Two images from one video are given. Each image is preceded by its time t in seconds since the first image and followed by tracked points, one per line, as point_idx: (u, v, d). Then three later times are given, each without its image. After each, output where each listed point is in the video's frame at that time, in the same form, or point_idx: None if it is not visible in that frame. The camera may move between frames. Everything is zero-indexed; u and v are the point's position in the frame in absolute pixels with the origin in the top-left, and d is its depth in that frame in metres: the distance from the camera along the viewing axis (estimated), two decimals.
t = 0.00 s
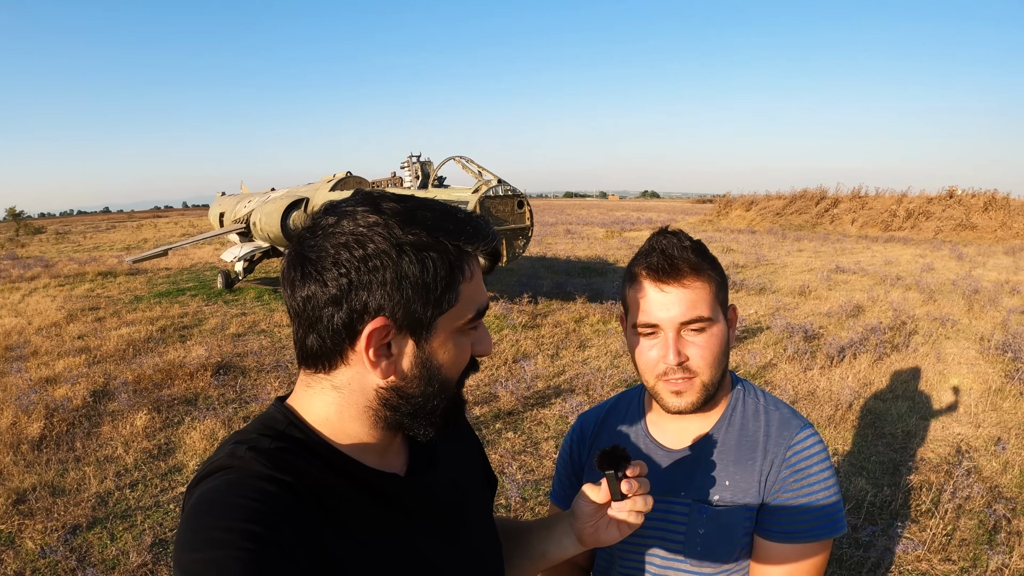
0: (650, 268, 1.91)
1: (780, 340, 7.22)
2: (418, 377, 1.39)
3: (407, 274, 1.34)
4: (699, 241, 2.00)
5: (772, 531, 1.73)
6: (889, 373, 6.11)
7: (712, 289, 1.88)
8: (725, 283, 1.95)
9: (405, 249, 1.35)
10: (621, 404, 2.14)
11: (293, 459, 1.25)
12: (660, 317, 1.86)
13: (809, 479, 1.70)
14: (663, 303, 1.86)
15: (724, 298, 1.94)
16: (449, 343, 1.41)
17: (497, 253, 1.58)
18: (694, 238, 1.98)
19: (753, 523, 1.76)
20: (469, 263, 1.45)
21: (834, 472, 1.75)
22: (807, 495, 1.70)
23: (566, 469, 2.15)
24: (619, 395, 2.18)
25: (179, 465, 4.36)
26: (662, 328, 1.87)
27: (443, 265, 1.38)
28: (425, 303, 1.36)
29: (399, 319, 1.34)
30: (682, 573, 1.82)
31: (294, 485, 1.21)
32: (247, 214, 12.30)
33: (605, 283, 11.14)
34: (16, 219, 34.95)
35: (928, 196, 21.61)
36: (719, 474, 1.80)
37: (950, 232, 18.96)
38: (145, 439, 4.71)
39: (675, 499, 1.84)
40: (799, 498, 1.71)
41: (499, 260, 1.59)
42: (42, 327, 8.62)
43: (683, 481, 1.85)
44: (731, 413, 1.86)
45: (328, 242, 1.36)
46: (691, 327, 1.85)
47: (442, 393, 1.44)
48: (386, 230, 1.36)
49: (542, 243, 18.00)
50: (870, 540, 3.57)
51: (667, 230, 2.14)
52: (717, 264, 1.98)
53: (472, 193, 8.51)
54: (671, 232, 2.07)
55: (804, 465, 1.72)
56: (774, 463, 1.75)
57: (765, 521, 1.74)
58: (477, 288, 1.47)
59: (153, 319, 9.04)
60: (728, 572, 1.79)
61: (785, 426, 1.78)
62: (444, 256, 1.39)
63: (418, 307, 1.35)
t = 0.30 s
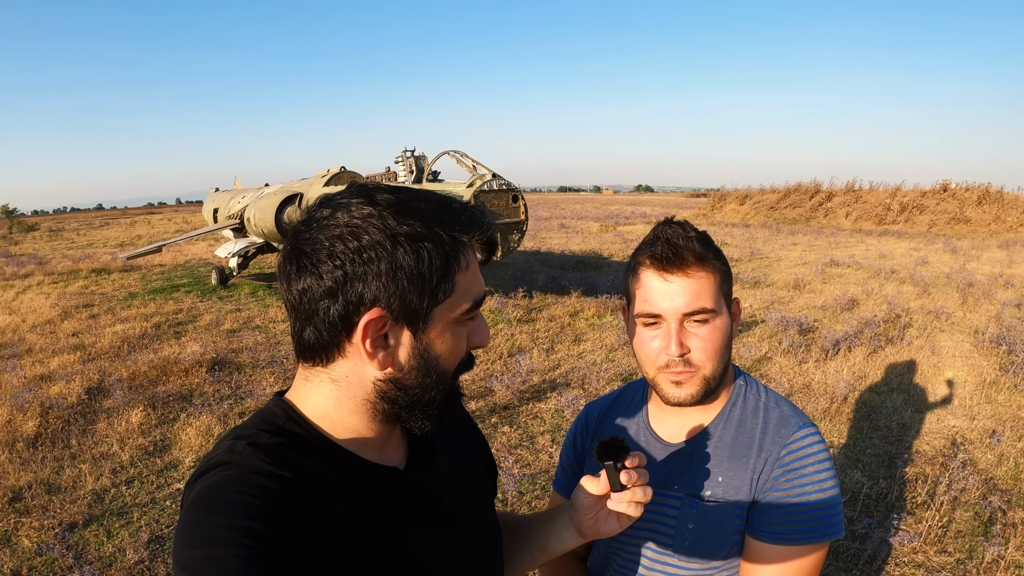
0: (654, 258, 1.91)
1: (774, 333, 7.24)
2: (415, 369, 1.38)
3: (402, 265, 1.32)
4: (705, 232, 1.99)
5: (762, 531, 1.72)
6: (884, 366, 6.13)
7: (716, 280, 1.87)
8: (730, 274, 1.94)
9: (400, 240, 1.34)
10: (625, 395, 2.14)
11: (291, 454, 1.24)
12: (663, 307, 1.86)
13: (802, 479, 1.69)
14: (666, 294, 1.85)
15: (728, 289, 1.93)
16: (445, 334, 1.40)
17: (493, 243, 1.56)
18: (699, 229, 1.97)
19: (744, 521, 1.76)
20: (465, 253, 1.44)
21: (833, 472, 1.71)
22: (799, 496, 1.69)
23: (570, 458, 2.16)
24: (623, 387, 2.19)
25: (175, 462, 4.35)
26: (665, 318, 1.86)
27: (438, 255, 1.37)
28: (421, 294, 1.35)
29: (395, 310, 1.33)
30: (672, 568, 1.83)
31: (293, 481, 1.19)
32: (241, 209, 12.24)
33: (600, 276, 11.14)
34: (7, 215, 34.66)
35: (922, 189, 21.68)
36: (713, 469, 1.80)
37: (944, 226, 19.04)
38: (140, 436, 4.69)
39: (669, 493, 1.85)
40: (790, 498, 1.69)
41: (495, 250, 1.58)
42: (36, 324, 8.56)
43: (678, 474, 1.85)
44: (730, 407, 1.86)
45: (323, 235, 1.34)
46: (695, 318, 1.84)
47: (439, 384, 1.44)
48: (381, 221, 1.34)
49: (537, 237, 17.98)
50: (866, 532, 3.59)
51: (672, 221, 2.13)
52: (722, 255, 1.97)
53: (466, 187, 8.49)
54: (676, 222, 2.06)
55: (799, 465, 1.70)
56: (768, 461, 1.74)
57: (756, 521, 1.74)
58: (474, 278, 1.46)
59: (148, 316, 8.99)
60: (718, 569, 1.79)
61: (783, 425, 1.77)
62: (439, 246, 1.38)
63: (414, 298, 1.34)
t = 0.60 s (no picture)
0: (667, 258, 1.91)
1: (773, 334, 7.25)
2: (422, 367, 1.38)
3: (411, 262, 1.31)
4: (718, 233, 1.99)
5: (766, 535, 1.72)
6: (882, 368, 6.15)
7: (729, 281, 1.86)
8: (743, 275, 1.94)
9: (409, 237, 1.33)
10: (634, 396, 2.15)
11: (296, 452, 1.23)
12: (676, 308, 1.86)
13: (809, 485, 1.69)
14: (678, 294, 1.85)
15: (741, 291, 1.93)
16: (452, 331, 1.39)
17: (501, 241, 1.55)
18: (713, 230, 1.97)
19: (749, 524, 1.76)
20: (473, 251, 1.43)
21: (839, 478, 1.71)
22: (805, 501, 1.69)
23: (575, 459, 2.16)
24: (632, 388, 2.19)
25: (172, 459, 4.34)
26: (677, 318, 1.86)
27: (447, 252, 1.36)
28: (430, 291, 1.34)
29: (404, 307, 1.33)
30: (674, 569, 1.82)
31: (298, 479, 1.18)
32: (239, 206, 12.21)
33: (598, 277, 11.14)
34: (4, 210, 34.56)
35: (920, 192, 21.72)
36: (719, 471, 1.80)
37: (942, 229, 19.08)
38: (138, 433, 4.68)
39: (673, 494, 1.85)
40: (797, 503, 1.69)
41: (503, 249, 1.56)
42: (33, 320, 8.53)
43: (683, 476, 1.85)
44: (739, 411, 1.85)
45: (332, 230, 1.34)
46: (707, 319, 1.84)
47: (445, 382, 1.43)
48: (390, 217, 1.34)
49: (535, 237, 17.98)
50: (864, 534, 3.60)
51: (685, 221, 2.13)
52: (736, 257, 1.97)
53: (465, 186, 8.49)
54: (689, 223, 2.06)
55: (807, 470, 1.70)
56: (776, 465, 1.73)
57: (760, 525, 1.74)
58: (481, 276, 1.45)
59: (145, 312, 8.97)
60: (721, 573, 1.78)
61: (792, 430, 1.77)
62: (448, 243, 1.37)
63: (423, 295, 1.33)
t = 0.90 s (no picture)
0: (667, 260, 1.92)
1: (773, 342, 7.26)
2: (424, 366, 1.38)
3: (415, 261, 1.33)
4: (717, 236, 2.00)
5: (770, 538, 1.71)
6: (882, 376, 6.14)
7: (729, 284, 1.87)
8: (743, 278, 1.95)
9: (414, 236, 1.34)
10: (635, 399, 2.16)
11: (298, 452, 1.24)
12: (675, 310, 1.87)
13: (813, 487, 1.69)
14: (678, 297, 1.86)
15: (741, 294, 1.94)
16: (455, 331, 1.40)
17: (505, 244, 1.56)
18: (712, 233, 1.99)
19: (753, 528, 1.75)
20: (477, 252, 1.45)
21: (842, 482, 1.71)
22: (809, 504, 1.69)
23: (575, 462, 2.16)
24: (633, 392, 2.20)
25: (171, 461, 4.34)
26: (677, 321, 1.87)
27: (451, 252, 1.37)
28: (433, 290, 1.35)
29: (407, 306, 1.33)
30: (678, 573, 1.83)
31: (299, 478, 1.19)
32: (241, 210, 12.24)
33: (598, 283, 11.15)
34: (6, 213, 34.64)
35: (921, 201, 21.75)
36: (722, 474, 1.80)
37: (942, 237, 19.09)
38: (137, 435, 4.67)
39: (677, 497, 1.85)
40: (800, 506, 1.69)
41: (506, 251, 1.57)
42: (34, 322, 8.53)
43: (685, 478, 1.86)
44: (741, 414, 1.86)
45: (337, 228, 1.35)
46: (706, 322, 1.85)
47: (447, 382, 1.44)
48: (395, 216, 1.35)
49: (536, 243, 18.01)
50: (863, 541, 3.59)
51: (685, 225, 2.15)
52: (735, 260, 1.98)
53: (466, 191, 8.52)
54: (689, 227, 2.08)
55: (809, 472, 1.70)
56: (779, 468, 1.74)
57: (763, 528, 1.74)
58: (484, 276, 1.47)
59: (146, 315, 8.97)
60: None
61: (795, 433, 1.77)
62: (452, 243, 1.38)
63: (426, 294, 1.34)
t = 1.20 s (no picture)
0: (663, 261, 1.93)
1: (776, 344, 7.24)
2: (425, 367, 1.39)
3: (416, 262, 1.33)
4: (715, 237, 2.01)
5: (769, 539, 1.71)
6: (886, 377, 6.12)
7: (726, 284, 1.88)
8: (739, 278, 1.95)
9: (414, 237, 1.35)
10: (636, 401, 2.16)
11: (298, 453, 1.24)
12: (672, 311, 1.87)
13: (812, 488, 1.69)
14: (674, 297, 1.87)
15: (738, 294, 1.94)
16: (455, 332, 1.41)
17: (505, 245, 1.57)
18: (709, 234, 1.99)
19: (752, 528, 1.75)
20: (477, 253, 1.45)
21: (842, 482, 1.71)
22: (808, 504, 1.69)
23: (577, 463, 2.16)
24: (634, 393, 2.20)
25: (175, 466, 4.35)
26: (674, 322, 1.88)
27: (452, 253, 1.38)
28: (434, 292, 1.35)
29: (407, 307, 1.34)
30: (678, 574, 1.83)
31: (299, 479, 1.19)
32: (244, 214, 12.29)
33: (602, 286, 11.15)
34: (12, 221, 34.81)
35: (924, 202, 21.71)
36: (721, 475, 1.80)
37: (946, 238, 19.04)
38: (141, 439, 4.69)
39: (677, 498, 1.85)
40: (799, 506, 1.69)
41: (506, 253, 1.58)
42: (38, 327, 8.57)
43: (685, 479, 1.86)
44: (741, 414, 1.86)
45: (337, 229, 1.36)
46: (703, 322, 1.85)
47: (447, 383, 1.44)
48: (396, 217, 1.36)
49: (539, 246, 18.02)
50: (868, 542, 3.58)
51: (683, 226, 2.15)
52: (732, 261, 1.98)
53: (469, 195, 8.54)
54: (686, 228, 2.08)
55: (808, 473, 1.70)
56: (777, 469, 1.74)
57: (762, 528, 1.74)
58: (484, 278, 1.47)
59: (150, 320, 9.00)
60: None
61: (794, 433, 1.77)
62: (453, 244, 1.39)
63: (426, 295, 1.35)
